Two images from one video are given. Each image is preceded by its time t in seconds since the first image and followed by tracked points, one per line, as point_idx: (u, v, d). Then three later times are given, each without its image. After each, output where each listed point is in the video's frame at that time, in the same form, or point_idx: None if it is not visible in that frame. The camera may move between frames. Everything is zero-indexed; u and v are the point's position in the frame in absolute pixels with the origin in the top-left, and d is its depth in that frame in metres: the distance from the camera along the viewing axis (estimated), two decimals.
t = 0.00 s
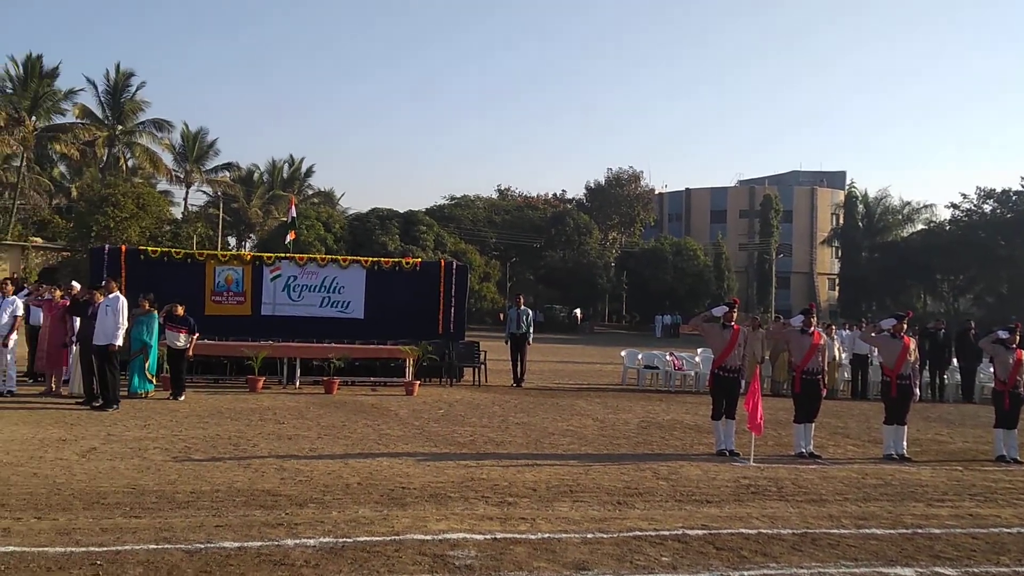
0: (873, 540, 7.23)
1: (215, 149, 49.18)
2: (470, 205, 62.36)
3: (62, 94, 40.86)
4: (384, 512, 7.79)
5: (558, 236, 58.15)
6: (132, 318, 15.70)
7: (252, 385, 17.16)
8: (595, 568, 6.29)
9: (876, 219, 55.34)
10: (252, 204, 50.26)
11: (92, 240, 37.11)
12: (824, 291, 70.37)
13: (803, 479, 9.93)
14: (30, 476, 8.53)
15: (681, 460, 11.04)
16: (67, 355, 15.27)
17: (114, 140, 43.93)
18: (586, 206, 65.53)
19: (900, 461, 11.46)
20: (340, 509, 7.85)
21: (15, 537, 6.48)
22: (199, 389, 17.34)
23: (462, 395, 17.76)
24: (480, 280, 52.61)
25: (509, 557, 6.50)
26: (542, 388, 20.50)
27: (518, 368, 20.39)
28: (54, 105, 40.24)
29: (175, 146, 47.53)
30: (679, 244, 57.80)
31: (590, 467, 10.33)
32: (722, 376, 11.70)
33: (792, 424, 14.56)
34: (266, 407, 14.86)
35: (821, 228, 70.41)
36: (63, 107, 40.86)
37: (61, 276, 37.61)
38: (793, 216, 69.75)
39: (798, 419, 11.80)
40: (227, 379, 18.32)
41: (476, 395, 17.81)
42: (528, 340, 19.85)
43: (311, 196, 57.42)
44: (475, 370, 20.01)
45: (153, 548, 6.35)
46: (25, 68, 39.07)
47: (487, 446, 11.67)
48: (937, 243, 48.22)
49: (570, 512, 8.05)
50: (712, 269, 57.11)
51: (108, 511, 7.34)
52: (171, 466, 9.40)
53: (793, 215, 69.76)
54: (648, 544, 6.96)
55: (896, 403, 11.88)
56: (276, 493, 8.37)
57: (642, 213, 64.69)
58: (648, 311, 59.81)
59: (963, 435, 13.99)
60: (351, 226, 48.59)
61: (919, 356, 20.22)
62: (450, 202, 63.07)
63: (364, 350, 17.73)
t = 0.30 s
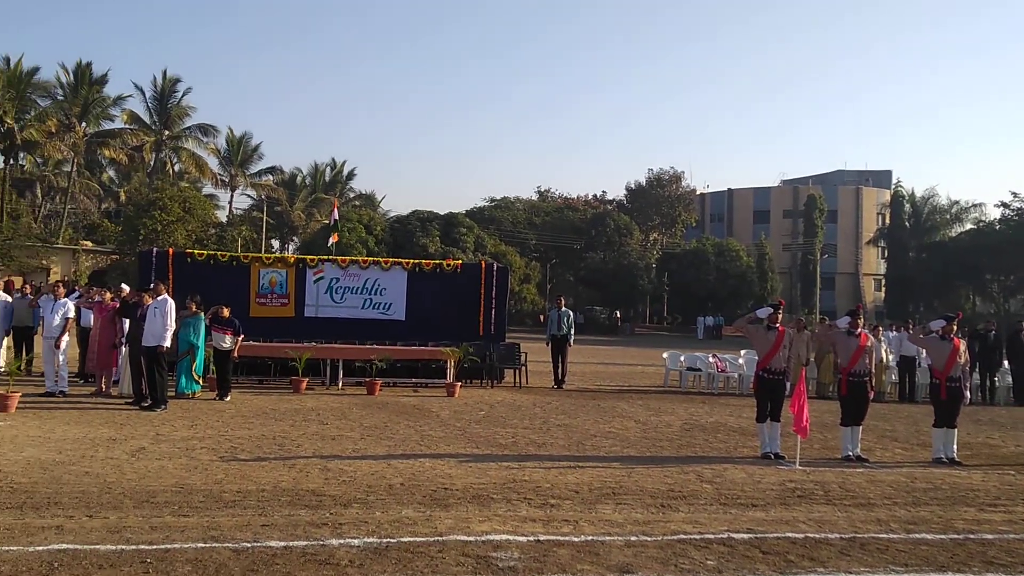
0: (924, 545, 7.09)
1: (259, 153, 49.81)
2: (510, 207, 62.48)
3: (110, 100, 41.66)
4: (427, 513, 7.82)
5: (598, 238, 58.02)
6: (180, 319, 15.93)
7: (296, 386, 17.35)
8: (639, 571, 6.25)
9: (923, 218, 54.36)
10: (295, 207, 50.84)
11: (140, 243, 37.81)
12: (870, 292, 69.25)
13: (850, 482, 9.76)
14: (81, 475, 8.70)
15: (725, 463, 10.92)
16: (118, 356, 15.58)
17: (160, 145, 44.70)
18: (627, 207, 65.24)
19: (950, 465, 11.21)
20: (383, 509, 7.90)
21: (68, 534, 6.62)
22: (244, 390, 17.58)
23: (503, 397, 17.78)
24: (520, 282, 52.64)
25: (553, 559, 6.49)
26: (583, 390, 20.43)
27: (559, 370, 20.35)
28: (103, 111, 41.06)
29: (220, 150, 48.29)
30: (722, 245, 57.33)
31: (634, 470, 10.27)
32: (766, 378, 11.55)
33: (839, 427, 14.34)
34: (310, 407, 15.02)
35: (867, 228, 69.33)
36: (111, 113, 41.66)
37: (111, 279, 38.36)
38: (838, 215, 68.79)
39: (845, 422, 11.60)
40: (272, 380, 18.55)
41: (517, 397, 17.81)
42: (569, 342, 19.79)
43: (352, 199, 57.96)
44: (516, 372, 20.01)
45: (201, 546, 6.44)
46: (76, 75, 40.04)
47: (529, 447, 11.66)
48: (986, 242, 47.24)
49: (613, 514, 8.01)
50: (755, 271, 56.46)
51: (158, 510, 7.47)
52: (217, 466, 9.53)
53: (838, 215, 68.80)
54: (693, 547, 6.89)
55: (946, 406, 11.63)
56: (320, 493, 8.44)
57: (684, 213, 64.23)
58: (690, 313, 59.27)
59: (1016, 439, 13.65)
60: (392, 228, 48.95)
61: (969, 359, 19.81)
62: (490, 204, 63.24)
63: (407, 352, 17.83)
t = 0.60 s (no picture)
0: (983, 552, 6.91)
1: (308, 157, 50.41)
2: (556, 208, 62.42)
3: (164, 106, 42.52)
4: (476, 515, 7.84)
5: (645, 238, 57.71)
6: (232, 321, 16.18)
7: (345, 387, 17.52)
8: None
9: (980, 217, 52.60)
10: (343, 210, 51.41)
11: (193, 245, 38.54)
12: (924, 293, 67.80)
13: (906, 487, 9.57)
14: (138, 473, 8.88)
15: (776, 467, 10.77)
16: (172, 356, 15.88)
17: (213, 150, 45.47)
18: (674, 208, 64.74)
19: (1010, 470, 10.93)
20: (433, 510, 7.93)
21: (126, 531, 6.76)
22: (295, 391, 17.81)
23: (551, 398, 17.76)
24: (566, 283, 52.53)
25: (603, 562, 6.46)
26: (631, 392, 20.32)
27: (607, 372, 20.26)
28: (157, 117, 41.91)
29: (270, 154, 48.98)
30: (771, 245, 56.56)
31: (683, 473, 10.18)
32: (819, 381, 11.37)
33: (894, 431, 14.05)
34: (359, 408, 15.15)
35: (921, 227, 67.92)
36: (165, 119, 42.50)
37: (165, 281, 39.15)
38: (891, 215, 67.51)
39: (900, 426, 11.38)
40: (321, 381, 18.77)
41: (565, 399, 17.77)
42: (616, 343, 19.70)
43: (399, 201, 58.38)
44: (563, 373, 19.94)
45: (255, 546, 6.53)
46: (131, 81, 41.00)
47: (577, 450, 11.63)
48: None
49: (663, 518, 7.95)
50: (806, 271, 55.60)
51: (212, 509, 7.58)
52: (269, 465, 9.66)
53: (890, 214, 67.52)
54: (745, 552, 6.81)
55: (1005, 409, 11.34)
56: (369, 493, 8.51)
57: (732, 213, 63.53)
58: (739, 314, 58.59)
59: None
60: (438, 230, 49.19)
61: None
62: (536, 206, 63.24)
63: (454, 353, 17.91)
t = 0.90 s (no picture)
0: None
1: (364, 160, 50.90)
2: (610, 209, 62.17)
3: (224, 111, 43.35)
4: (532, 516, 7.83)
5: (701, 238, 57.24)
6: (290, 322, 16.40)
7: (401, 388, 17.65)
8: None
9: None
10: (397, 212, 51.85)
11: (252, 248, 39.27)
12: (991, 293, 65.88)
13: (974, 493, 9.30)
14: (202, 471, 9.07)
15: (838, 471, 10.56)
16: (234, 357, 16.16)
17: (271, 154, 46.22)
18: (731, 207, 63.99)
19: None
20: (489, 511, 7.95)
21: (190, 528, 6.90)
22: (352, 391, 18.01)
23: (606, 400, 17.68)
24: (621, 284, 52.21)
25: (661, 565, 6.41)
26: (687, 394, 20.09)
27: (663, 374, 20.04)
28: (217, 122, 42.72)
29: (326, 157, 49.69)
30: (831, 244, 55.69)
31: (742, 476, 10.04)
32: (883, 384, 11.10)
33: (960, 435, 13.67)
34: (415, 409, 15.26)
35: (987, 225, 66.05)
36: (225, 124, 43.34)
37: (225, 283, 39.85)
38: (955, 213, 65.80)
39: (967, 429, 11.06)
40: (377, 382, 18.95)
41: (620, 400, 17.67)
42: (673, 345, 19.51)
43: (453, 203, 58.70)
44: (618, 375, 19.75)
45: (314, 543, 6.61)
46: (192, 88, 41.93)
47: (633, 452, 11.57)
48: None
49: (722, 522, 7.85)
50: (867, 271, 54.58)
51: (274, 507, 7.70)
52: (327, 464, 9.78)
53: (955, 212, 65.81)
54: (807, 557, 6.68)
55: None
56: (427, 493, 8.56)
57: (791, 212, 62.53)
58: (799, 314, 57.70)
59: None
60: (493, 232, 49.32)
61: None
62: (590, 206, 63.06)
63: (509, 354, 17.93)
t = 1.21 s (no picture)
0: None
1: (416, 164, 51.30)
2: (662, 211, 61.79)
3: (279, 118, 44.06)
4: (587, 520, 7.79)
5: (756, 240, 56.65)
6: (345, 325, 16.57)
7: (454, 391, 17.73)
8: None
9: None
10: (449, 216, 52.11)
11: (307, 252, 39.85)
12: None
13: None
14: (260, 472, 9.21)
15: (899, 477, 10.33)
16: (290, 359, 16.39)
17: (325, 159, 46.90)
18: (785, 209, 63.11)
19: None
20: (543, 514, 7.93)
21: (249, 528, 7.01)
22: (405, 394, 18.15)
23: (660, 404, 17.54)
24: (673, 286, 51.82)
25: (718, 571, 6.33)
26: (742, 398, 19.83)
27: (717, 377, 19.80)
28: (273, 129, 43.43)
29: (379, 162, 50.25)
30: (890, 245, 54.66)
31: (800, 482, 9.88)
32: (945, 388, 10.81)
33: None
34: (468, 412, 15.31)
35: None
36: (280, 130, 44.06)
37: (280, 286, 40.48)
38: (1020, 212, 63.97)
39: None
40: (430, 384, 19.08)
41: (674, 404, 17.51)
42: (727, 348, 19.28)
43: (504, 206, 58.86)
44: (672, 378, 19.55)
45: (370, 545, 6.67)
46: (249, 95, 42.73)
47: (688, 456, 11.46)
48: None
49: (781, 528, 7.73)
50: (927, 272, 53.45)
51: (330, 508, 7.79)
52: (382, 466, 9.87)
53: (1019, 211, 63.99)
54: (869, 565, 6.55)
55: None
56: (480, 496, 8.58)
57: (848, 213, 61.41)
58: (857, 318, 56.45)
59: None
60: (544, 235, 49.34)
61: None
62: (642, 208, 62.72)
63: (561, 357, 17.90)
